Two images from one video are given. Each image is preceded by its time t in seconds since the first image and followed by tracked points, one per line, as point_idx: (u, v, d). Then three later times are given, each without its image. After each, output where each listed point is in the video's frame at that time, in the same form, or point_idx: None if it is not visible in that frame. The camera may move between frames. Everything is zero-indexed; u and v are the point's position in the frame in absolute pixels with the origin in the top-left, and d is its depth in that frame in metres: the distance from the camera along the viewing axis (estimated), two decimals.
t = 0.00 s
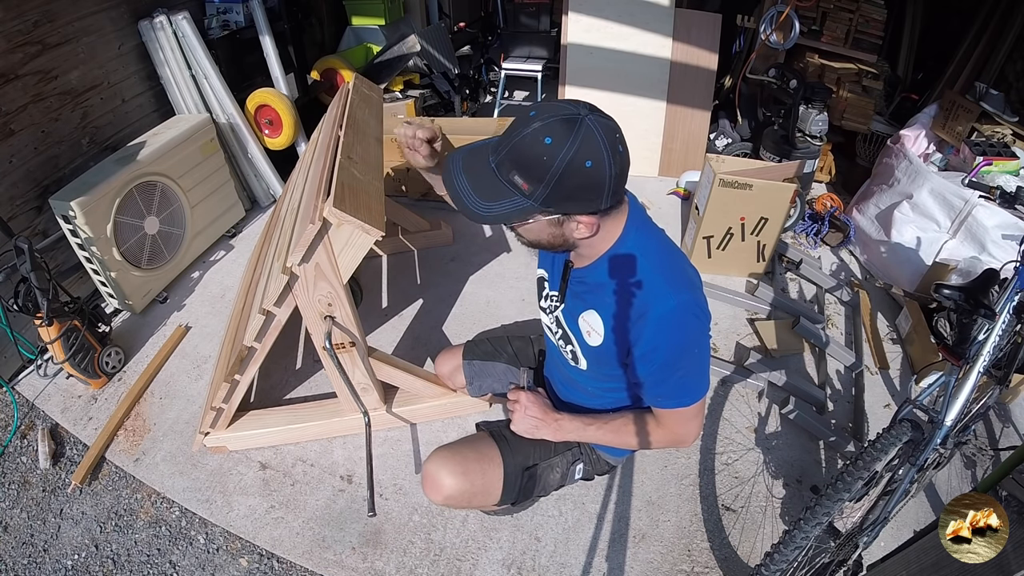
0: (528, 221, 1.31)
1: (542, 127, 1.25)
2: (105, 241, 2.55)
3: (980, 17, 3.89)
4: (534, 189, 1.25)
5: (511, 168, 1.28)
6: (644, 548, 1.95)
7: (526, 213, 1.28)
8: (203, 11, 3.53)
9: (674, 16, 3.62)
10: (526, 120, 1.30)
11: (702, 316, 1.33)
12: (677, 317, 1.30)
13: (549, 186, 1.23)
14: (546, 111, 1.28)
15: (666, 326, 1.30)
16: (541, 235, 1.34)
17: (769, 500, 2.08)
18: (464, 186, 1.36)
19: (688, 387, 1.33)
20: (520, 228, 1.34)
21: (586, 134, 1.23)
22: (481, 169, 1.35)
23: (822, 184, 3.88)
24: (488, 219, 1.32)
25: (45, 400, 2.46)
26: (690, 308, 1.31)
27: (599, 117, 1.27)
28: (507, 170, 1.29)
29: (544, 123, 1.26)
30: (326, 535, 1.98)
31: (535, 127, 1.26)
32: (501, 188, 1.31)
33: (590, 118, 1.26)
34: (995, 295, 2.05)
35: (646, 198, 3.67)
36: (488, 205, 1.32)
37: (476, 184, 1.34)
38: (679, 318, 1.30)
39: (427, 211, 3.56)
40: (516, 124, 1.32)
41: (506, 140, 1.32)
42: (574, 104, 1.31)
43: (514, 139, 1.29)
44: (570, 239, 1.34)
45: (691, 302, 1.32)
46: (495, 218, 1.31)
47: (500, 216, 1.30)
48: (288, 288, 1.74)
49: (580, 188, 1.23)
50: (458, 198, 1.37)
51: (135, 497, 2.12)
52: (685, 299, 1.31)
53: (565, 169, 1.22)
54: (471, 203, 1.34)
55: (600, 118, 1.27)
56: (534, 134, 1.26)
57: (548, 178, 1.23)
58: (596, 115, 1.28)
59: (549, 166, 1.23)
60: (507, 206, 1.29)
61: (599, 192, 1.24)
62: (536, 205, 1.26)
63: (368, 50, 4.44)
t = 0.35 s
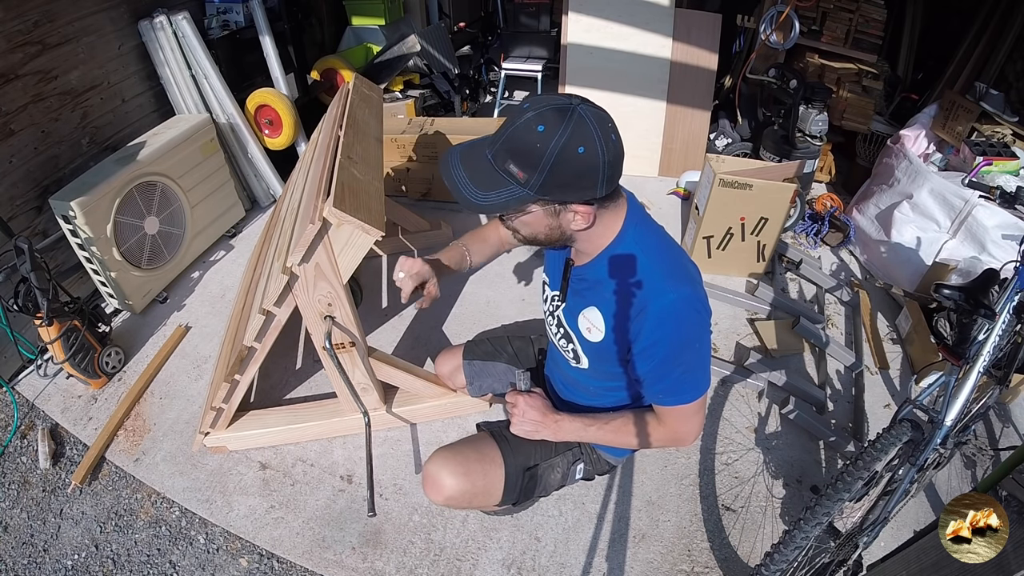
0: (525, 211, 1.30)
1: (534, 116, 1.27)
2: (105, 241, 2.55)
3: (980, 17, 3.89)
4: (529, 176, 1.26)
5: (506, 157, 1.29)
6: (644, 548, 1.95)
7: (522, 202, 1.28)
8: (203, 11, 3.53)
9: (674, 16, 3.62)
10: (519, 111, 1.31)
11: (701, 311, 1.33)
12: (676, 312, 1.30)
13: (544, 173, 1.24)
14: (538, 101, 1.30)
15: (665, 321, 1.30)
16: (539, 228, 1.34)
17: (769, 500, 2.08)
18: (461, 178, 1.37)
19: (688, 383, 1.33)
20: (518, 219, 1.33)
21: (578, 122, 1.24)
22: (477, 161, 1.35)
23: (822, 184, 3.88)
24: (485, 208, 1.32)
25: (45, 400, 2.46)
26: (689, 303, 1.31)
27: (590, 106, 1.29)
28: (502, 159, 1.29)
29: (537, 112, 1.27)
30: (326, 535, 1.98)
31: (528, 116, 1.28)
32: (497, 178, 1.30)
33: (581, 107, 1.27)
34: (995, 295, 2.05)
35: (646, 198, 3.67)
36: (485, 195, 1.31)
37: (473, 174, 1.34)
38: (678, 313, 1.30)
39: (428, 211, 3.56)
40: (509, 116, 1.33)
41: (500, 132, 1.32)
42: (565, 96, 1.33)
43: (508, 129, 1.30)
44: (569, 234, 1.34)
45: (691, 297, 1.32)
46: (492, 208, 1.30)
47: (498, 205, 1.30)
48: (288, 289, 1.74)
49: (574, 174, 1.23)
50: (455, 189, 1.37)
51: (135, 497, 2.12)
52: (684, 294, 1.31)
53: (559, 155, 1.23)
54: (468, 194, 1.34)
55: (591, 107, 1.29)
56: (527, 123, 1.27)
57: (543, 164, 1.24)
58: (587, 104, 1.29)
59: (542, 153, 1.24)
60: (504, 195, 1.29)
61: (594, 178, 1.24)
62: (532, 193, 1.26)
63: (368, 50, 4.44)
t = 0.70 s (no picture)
0: (522, 225, 1.31)
1: (528, 132, 1.25)
2: (105, 241, 2.55)
3: (979, 17, 3.89)
4: (526, 194, 1.25)
5: (501, 175, 1.27)
6: (644, 548, 1.95)
7: (520, 217, 1.28)
8: (203, 11, 3.52)
9: (674, 16, 3.62)
10: (512, 126, 1.29)
11: (700, 305, 1.34)
12: (676, 308, 1.31)
13: (541, 190, 1.23)
14: (531, 115, 1.28)
15: (666, 316, 1.31)
16: (536, 237, 1.35)
17: (769, 500, 2.08)
18: (456, 194, 1.35)
19: (689, 378, 1.34)
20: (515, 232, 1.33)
21: (573, 136, 1.23)
22: (472, 177, 1.34)
23: (822, 184, 3.88)
24: (482, 226, 1.31)
25: (45, 400, 2.46)
26: (688, 298, 1.32)
27: (583, 117, 1.28)
28: (498, 176, 1.28)
29: (531, 128, 1.25)
30: (326, 535, 1.98)
31: (522, 132, 1.26)
32: (493, 195, 1.30)
33: (575, 120, 1.26)
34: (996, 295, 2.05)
35: (645, 198, 3.67)
36: (482, 213, 1.31)
37: (468, 192, 1.33)
38: (677, 309, 1.31)
39: (428, 211, 3.56)
40: (502, 131, 1.31)
41: (494, 147, 1.30)
42: (557, 106, 1.31)
43: (501, 146, 1.28)
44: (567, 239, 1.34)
45: (689, 292, 1.33)
46: (489, 225, 1.30)
47: (495, 223, 1.29)
48: (288, 289, 1.74)
49: (571, 189, 1.24)
50: (450, 206, 1.36)
51: (135, 497, 2.12)
52: (683, 289, 1.32)
53: (555, 172, 1.22)
54: (464, 211, 1.33)
55: (584, 118, 1.27)
56: (522, 139, 1.25)
57: (539, 182, 1.23)
58: (580, 116, 1.28)
59: (539, 171, 1.23)
60: (501, 212, 1.28)
61: (590, 190, 1.25)
62: (529, 210, 1.26)
63: (368, 50, 4.44)
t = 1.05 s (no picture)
0: (516, 235, 1.27)
1: (491, 138, 1.26)
2: (105, 241, 2.55)
3: (979, 17, 3.89)
4: (511, 197, 1.23)
5: (480, 187, 1.26)
6: (644, 548, 1.95)
7: (514, 224, 1.24)
8: (203, 11, 3.52)
9: (674, 16, 3.62)
10: (474, 141, 1.30)
11: (691, 299, 1.34)
12: (668, 304, 1.31)
13: (524, 188, 1.22)
14: (488, 125, 1.30)
15: (659, 313, 1.31)
16: (532, 248, 1.31)
17: (769, 500, 2.08)
18: (442, 223, 1.32)
19: (686, 372, 1.35)
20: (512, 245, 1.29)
21: (534, 128, 1.25)
22: (452, 202, 1.32)
23: (822, 184, 3.87)
24: (480, 245, 1.26)
25: (45, 400, 2.46)
26: (679, 293, 1.33)
27: (536, 114, 1.31)
28: (478, 190, 1.27)
29: (493, 134, 1.26)
30: (326, 535, 1.98)
31: (485, 141, 1.27)
32: (479, 211, 1.27)
33: (530, 116, 1.29)
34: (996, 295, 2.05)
35: (645, 198, 3.67)
36: (474, 232, 1.27)
37: (454, 217, 1.30)
38: (670, 304, 1.31)
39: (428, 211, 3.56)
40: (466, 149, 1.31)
41: (465, 167, 1.30)
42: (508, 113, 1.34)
43: (470, 161, 1.28)
44: (563, 240, 1.33)
45: (679, 287, 1.33)
46: (486, 241, 1.25)
47: (491, 240, 1.25)
48: (288, 288, 1.74)
49: (551, 177, 1.23)
50: (441, 239, 1.31)
51: (135, 497, 2.12)
52: (672, 284, 1.33)
53: (530, 165, 1.23)
54: (456, 237, 1.29)
55: (538, 113, 1.31)
56: (487, 148, 1.26)
57: (519, 180, 1.23)
58: (533, 113, 1.31)
59: (514, 169, 1.23)
60: (494, 224, 1.24)
61: (568, 173, 1.25)
62: (518, 214, 1.24)
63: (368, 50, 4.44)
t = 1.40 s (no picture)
0: (493, 230, 1.28)
1: (470, 136, 1.29)
2: (105, 241, 2.55)
3: (979, 17, 3.89)
4: (486, 192, 1.24)
5: (457, 182, 1.28)
6: (644, 548, 1.95)
7: (488, 218, 1.25)
8: (203, 11, 3.52)
9: (675, 16, 3.62)
10: (456, 140, 1.33)
11: (683, 294, 1.35)
12: (660, 300, 1.32)
13: (498, 184, 1.23)
14: (470, 125, 1.32)
15: (652, 308, 1.32)
16: (511, 244, 1.32)
17: (769, 500, 2.08)
18: (421, 217, 1.34)
19: (683, 369, 1.35)
20: (489, 240, 1.30)
21: (512, 127, 1.27)
22: (432, 197, 1.34)
23: (822, 184, 3.88)
24: (455, 238, 1.27)
25: (45, 400, 2.46)
26: (670, 288, 1.33)
27: (518, 114, 1.33)
28: (455, 185, 1.28)
29: (472, 132, 1.29)
30: (326, 535, 1.98)
31: (464, 138, 1.29)
32: (456, 206, 1.28)
33: (510, 116, 1.31)
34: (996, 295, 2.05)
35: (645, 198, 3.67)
36: (450, 225, 1.28)
37: (433, 210, 1.32)
38: (664, 301, 1.32)
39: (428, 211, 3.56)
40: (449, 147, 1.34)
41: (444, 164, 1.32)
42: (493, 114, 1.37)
43: (450, 158, 1.31)
44: (543, 239, 1.33)
45: (671, 282, 1.34)
46: (459, 234, 1.26)
47: (465, 234, 1.26)
48: (288, 289, 1.74)
49: (527, 174, 1.24)
50: (421, 233, 1.33)
51: (135, 497, 2.12)
52: (664, 280, 1.33)
53: (504, 162, 1.23)
54: (433, 229, 1.30)
55: (520, 114, 1.33)
56: (465, 145, 1.28)
57: (493, 176, 1.24)
58: (515, 114, 1.33)
59: (488, 165, 1.24)
60: (468, 218, 1.25)
61: (545, 172, 1.25)
62: (492, 209, 1.24)
63: (368, 50, 4.44)
